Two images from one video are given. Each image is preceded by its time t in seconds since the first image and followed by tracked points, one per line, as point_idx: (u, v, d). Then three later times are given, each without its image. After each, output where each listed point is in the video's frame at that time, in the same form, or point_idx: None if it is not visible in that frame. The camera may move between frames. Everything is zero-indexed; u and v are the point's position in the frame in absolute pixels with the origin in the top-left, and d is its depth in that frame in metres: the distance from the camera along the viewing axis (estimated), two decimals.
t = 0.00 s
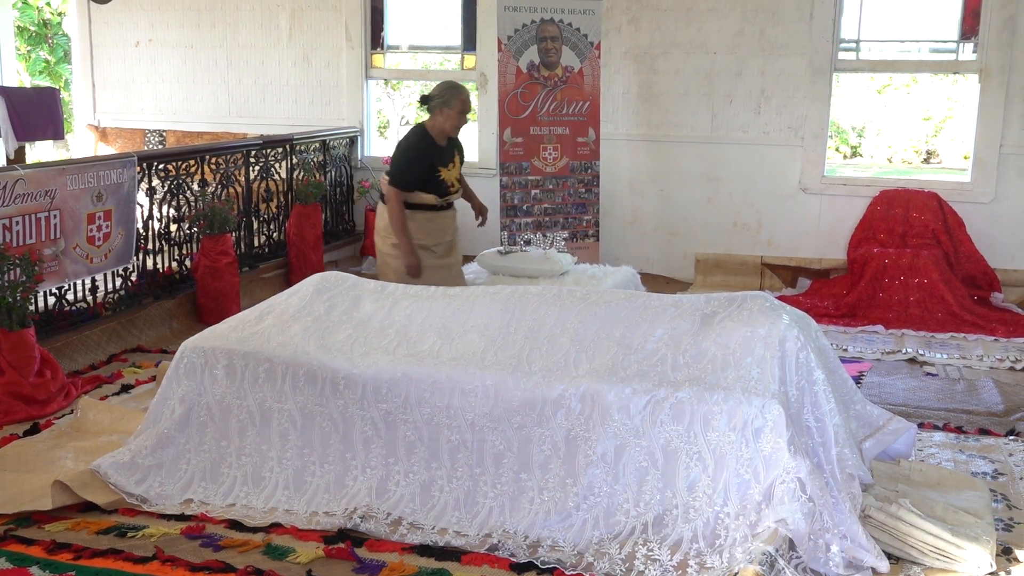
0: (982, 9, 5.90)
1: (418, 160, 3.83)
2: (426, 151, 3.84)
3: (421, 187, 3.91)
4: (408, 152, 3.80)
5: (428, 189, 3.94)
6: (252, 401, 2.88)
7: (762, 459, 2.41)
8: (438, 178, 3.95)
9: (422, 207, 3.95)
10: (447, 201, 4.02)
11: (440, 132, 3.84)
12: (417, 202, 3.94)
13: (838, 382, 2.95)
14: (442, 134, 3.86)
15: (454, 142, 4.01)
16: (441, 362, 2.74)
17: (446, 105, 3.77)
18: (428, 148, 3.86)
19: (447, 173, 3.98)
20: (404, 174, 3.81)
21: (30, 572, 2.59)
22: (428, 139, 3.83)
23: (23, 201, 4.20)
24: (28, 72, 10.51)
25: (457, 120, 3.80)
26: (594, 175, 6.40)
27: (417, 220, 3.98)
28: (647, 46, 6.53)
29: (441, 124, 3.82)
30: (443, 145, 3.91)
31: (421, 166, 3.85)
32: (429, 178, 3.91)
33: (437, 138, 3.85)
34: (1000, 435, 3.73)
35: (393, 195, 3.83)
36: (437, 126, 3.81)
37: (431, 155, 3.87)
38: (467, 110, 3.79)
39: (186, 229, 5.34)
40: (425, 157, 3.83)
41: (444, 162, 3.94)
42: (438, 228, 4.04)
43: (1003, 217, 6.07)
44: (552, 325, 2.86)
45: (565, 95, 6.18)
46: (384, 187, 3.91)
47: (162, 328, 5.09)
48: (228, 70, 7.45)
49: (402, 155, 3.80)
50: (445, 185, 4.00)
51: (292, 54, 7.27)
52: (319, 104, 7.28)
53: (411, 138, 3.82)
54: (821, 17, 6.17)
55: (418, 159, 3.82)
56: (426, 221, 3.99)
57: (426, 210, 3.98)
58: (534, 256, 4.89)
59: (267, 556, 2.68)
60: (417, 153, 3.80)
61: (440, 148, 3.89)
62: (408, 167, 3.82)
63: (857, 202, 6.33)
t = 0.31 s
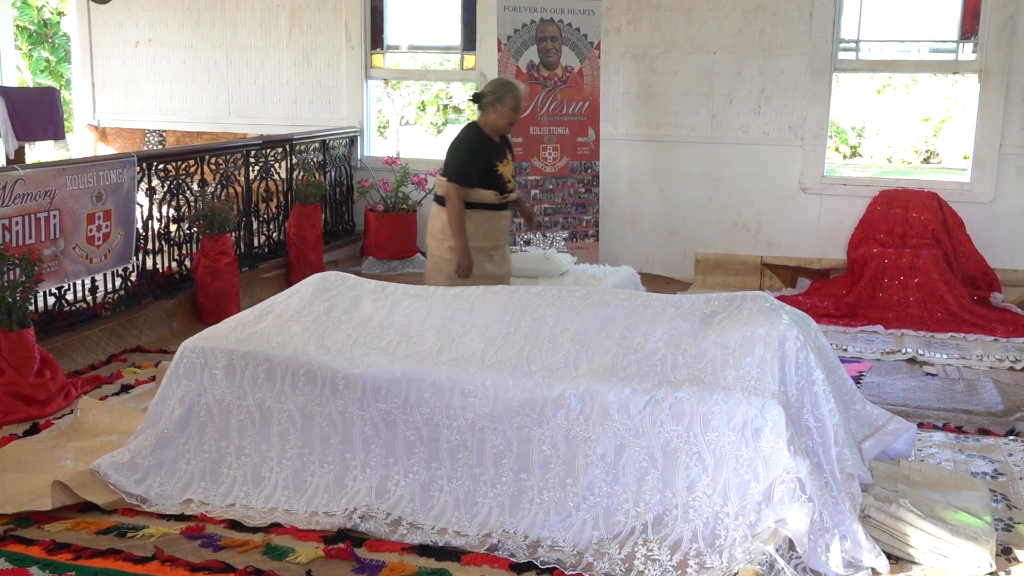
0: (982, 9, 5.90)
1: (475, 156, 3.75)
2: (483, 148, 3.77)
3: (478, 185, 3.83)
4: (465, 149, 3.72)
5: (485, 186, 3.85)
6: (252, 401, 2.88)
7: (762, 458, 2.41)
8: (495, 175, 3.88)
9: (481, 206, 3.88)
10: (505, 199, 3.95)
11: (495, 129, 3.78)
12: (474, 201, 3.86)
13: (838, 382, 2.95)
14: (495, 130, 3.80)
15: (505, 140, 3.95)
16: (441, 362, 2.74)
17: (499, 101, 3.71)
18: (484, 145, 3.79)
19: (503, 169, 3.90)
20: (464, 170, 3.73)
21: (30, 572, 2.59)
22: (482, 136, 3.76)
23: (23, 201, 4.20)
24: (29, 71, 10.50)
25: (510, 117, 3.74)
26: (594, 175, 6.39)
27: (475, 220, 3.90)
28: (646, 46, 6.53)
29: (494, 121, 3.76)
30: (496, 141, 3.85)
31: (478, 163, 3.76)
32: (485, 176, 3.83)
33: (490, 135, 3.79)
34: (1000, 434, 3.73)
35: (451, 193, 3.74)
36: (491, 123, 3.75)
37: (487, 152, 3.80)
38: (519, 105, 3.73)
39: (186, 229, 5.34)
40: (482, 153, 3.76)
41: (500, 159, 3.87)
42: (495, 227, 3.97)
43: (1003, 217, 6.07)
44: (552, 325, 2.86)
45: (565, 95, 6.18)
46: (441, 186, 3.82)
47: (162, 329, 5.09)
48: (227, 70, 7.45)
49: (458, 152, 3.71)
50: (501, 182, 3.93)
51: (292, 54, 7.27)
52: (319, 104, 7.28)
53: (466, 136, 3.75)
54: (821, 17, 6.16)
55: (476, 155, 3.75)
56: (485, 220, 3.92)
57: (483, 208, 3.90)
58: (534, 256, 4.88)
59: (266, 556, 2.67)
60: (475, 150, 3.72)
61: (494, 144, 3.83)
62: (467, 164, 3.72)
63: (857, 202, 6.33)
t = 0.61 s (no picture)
0: (982, 10, 5.90)
1: (514, 152, 3.83)
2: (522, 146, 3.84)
3: (518, 181, 3.89)
4: (504, 147, 3.81)
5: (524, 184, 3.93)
6: (252, 401, 2.88)
7: (762, 458, 2.41)
8: (534, 174, 3.93)
9: (520, 202, 3.93)
10: (544, 195, 3.99)
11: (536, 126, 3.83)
12: (513, 196, 3.91)
13: (837, 382, 2.95)
14: (535, 129, 3.88)
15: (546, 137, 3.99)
16: (441, 362, 2.74)
17: (541, 102, 3.77)
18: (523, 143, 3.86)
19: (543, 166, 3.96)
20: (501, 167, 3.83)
21: (30, 572, 2.59)
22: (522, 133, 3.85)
23: (23, 201, 4.20)
24: (31, 71, 10.50)
25: (551, 117, 3.79)
26: (594, 175, 6.38)
27: (514, 216, 3.96)
28: (647, 46, 6.53)
29: (535, 120, 3.82)
30: (537, 140, 3.92)
31: (517, 160, 3.85)
32: (524, 173, 3.89)
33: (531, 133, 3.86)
34: (1000, 435, 3.73)
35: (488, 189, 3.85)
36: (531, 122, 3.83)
37: (526, 150, 3.87)
38: (561, 105, 3.79)
39: (186, 229, 5.34)
40: (521, 149, 3.84)
41: (540, 157, 3.93)
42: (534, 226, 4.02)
43: (1003, 217, 6.07)
44: (552, 325, 2.86)
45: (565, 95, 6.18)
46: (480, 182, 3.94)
47: (162, 328, 5.09)
48: (227, 70, 7.44)
49: (497, 148, 3.81)
50: (541, 179, 3.97)
51: (292, 54, 7.27)
52: (319, 104, 7.28)
53: (506, 134, 3.83)
54: (821, 17, 6.16)
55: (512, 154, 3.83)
56: (525, 215, 3.96)
57: (522, 207, 3.96)
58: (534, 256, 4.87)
59: (266, 556, 2.67)
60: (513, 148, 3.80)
61: (534, 142, 3.89)
62: (506, 160, 3.82)
63: (857, 202, 6.33)
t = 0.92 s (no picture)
0: (982, 10, 5.90)
1: (555, 162, 3.55)
2: (561, 155, 3.55)
3: (558, 191, 3.62)
4: (543, 157, 3.52)
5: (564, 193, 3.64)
6: (252, 401, 2.88)
7: (763, 458, 2.41)
8: (574, 182, 3.65)
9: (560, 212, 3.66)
10: (587, 203, 3.74)
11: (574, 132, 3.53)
12: (556, 206, 3.65)
13: (838, 382, 2.95)
14: (575, 134, 3.58)
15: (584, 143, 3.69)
16: (441, 362, 2.74)
17: (579, 107, 3.48)
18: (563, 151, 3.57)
19: (584, 173, 3.69)
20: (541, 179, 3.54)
21: (30, 572, 2.59)
22: (561, 141, 3.54)
23: (23, 201, 4.20)
24: (34, 72, 10.51)
25: (591, 124, 3.50)
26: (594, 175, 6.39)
27: (556, 225, 3.68)
28: (647, 46, 6.53)
29: (574, 126, 3.53)
30: (576, 145, 3.62)
31: (557, 169, 3.56)
32: (564, 182, 3.61)
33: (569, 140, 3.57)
34: (1001, 434, 3.73)
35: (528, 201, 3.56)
36: (569, 129, 3.53)
37: (566, 158, 3.58)
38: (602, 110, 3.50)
39: (186, 229, 5.34)
40: (563, 159, 3.55)
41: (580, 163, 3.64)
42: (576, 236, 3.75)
43: (1003, 217, 6.07)
44: (553, 326, 2.86)
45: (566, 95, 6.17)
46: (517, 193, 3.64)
47: (163, 328, 5.10)
48: (227, 70, 7.44)
49: (537, 159, 3.52)
50: (583, 186, 3.71)
51: (292, 54, 7.27)
52: (319, 104, 7.28)
53: (544, 143, 3.53)
54: (821, 17, 6.16)
55: (552, 164, 3.54)
56: (568, 226, 3.70)
57: (563, 216, 3.68)
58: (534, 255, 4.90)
59: (267, 556, 2.67)
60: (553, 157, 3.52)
61: (574, 149, 3.60)
62: (547, 172, 3.54)
63: (857, 202, 6.34)
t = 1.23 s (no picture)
0: (982, 10, 5.91)
1: (599, 163, 3.55)
2: (605, 155, 3.56)
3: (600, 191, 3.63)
4: (585, 156, 3.52)
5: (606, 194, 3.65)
6: (252, 401, 2.88)
7: (762, 458, 2.42)
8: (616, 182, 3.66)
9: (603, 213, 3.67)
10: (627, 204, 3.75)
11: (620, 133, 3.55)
12: (599, 207, 3.66)
13: (838, 382, 2.94)
14: (619, 136, 3.59)
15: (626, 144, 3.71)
16: (441, 362, 2.74)
17: (625, 110, 3.49)
18: (606, 152, 3.57)
19: (625, 174, 3.70)
20: (585, 180, 3.54)
21: (30, 572, 2.59)
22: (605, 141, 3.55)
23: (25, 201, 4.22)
24: (34, 74, 10.52)
25: (636, 127, 3.52)
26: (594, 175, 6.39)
27: (598, 227, 3.69)
28: (647, 46, 6.52)
29: (618, 128, 3.54)
30: (619, 147, 3.64)
31: (599, 170, 3.56)
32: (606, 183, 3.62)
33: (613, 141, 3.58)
34: (1000, 435, 3.73)
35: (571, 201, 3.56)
36: (614, 130, 3.54)
37: (609, 158, 3.58)
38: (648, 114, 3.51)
39: (186, 229, 5.34)
40: (606, 159, 3.56)
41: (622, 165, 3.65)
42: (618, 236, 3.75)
43: (1003, 217, 6.07)
44: (553, 326, 2.86)
45: (566, 95, 6.16)
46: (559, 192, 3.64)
47: (163, 328, 5.10)
48: (227, 70, 7.44)
49: (580, 159, 3.52)
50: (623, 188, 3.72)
51: (292, 54, 7.27)
52: (318, 104, 7.28)
53: (587, 143, 3.54)
54: (821, 17, 6.17)
55: (597, 165, 3.54)
56: (609, 227, 3.71)
57: (605, 216, 3.69)
58: (533, 256, 4.90)
59: (267, 556, 2.67)
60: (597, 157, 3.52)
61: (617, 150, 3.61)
62: (591, 172, 3.54)
63: (857, 202, 6.34)
